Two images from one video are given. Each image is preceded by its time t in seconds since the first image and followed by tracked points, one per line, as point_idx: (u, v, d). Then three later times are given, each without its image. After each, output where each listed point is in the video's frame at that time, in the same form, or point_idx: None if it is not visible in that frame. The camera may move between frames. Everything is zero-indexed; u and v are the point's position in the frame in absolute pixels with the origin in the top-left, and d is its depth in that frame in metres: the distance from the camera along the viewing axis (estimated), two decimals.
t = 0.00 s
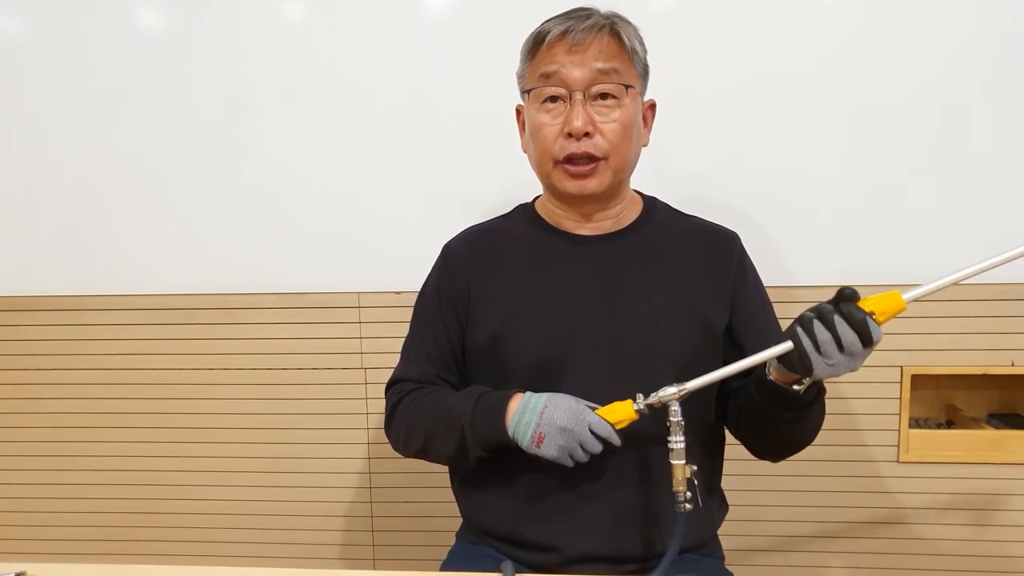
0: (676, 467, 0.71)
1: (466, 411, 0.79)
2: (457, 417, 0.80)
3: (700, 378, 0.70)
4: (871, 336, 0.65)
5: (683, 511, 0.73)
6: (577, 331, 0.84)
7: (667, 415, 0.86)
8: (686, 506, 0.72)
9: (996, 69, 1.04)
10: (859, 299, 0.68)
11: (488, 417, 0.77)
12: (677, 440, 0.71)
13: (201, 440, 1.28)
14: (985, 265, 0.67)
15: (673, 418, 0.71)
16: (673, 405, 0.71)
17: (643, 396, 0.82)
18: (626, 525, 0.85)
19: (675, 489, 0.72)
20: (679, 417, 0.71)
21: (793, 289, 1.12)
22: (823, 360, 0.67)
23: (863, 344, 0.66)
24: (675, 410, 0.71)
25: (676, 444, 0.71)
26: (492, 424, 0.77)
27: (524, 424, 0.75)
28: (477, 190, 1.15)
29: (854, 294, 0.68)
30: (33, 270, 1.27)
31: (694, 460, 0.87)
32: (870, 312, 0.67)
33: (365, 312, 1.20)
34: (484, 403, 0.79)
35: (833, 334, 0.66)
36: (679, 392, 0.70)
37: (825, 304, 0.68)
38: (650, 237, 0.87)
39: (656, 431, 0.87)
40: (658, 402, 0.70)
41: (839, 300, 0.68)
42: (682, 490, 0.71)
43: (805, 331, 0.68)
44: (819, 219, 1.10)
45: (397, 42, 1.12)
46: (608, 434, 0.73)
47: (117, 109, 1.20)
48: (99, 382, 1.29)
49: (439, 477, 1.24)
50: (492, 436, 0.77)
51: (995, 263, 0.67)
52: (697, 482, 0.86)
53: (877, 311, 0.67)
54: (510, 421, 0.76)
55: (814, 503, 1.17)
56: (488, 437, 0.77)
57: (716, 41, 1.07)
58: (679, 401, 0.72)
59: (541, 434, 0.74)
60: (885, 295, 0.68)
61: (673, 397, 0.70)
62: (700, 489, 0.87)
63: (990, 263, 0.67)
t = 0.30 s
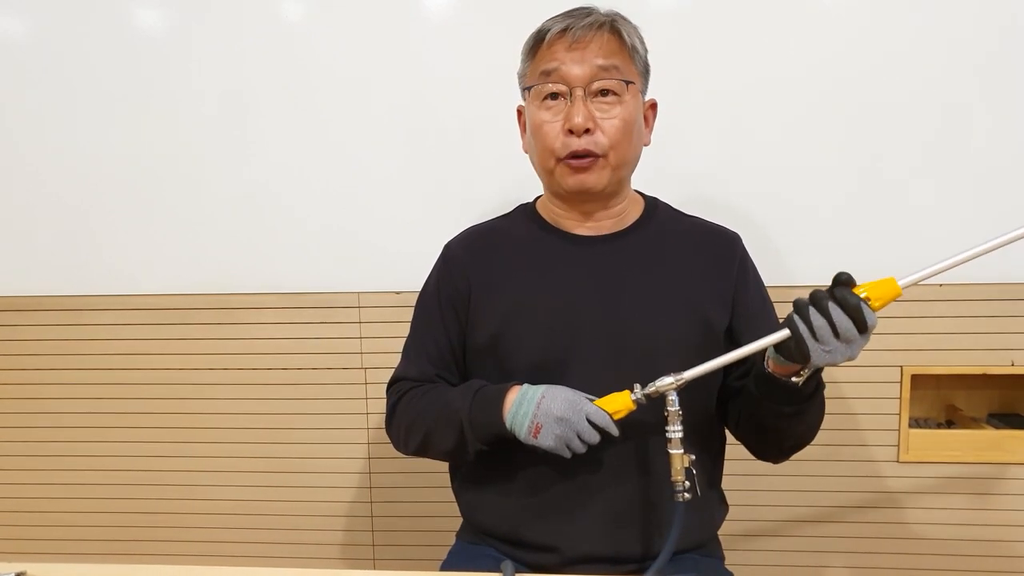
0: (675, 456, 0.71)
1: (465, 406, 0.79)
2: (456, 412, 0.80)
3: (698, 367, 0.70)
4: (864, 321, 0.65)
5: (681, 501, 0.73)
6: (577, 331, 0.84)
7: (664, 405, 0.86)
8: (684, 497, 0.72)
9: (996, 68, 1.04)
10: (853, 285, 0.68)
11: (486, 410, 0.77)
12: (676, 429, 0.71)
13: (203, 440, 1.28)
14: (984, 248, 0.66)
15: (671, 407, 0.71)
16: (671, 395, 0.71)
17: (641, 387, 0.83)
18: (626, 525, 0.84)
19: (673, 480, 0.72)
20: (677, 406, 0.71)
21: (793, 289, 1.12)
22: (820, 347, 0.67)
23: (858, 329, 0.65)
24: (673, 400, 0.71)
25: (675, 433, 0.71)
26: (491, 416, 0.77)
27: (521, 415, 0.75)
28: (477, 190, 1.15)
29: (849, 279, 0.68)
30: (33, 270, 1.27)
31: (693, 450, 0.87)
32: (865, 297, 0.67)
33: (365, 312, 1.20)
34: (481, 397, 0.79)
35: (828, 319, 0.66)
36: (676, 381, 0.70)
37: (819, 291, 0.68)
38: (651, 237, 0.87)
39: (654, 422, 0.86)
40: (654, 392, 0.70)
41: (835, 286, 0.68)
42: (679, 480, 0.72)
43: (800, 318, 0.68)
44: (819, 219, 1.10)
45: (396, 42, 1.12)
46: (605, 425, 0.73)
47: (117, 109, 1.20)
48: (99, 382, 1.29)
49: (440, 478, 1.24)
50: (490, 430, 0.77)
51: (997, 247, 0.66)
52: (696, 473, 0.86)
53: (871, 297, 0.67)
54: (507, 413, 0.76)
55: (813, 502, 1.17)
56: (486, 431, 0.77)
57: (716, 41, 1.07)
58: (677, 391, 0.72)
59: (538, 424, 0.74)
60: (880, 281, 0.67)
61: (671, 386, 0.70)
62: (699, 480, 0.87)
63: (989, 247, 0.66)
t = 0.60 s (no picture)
0: (674, 457, 0.71)
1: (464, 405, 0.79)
2: (456, 411, 0.80)
3: (696, 368, 0.70)
4: (863, 322, 0.65)
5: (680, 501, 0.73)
6: (577, 331, 0.84)
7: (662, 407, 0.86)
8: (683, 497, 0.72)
9: (995, 68, 1.04)
10: (852, 287, 0.68)
11: (485, 409, 0.77)
12: (674, 430, 0.71)
13: (203, 440, 1.28)
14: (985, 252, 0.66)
15: (669, 408, 0.71)
16: (669, 396, 0.71)
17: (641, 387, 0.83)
18: (626, 525, 0.85)
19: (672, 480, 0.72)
20: (676, 407, 0.72)
21: (793, 289, 1.12)
22: (819, 349, 0.67)
23: (857, 330, 0.66)
24: (671, 401, 0.71)
25: (674, 435, 0.71)
26: (489, 415, 0.77)
27: (520, 415, 0.75)
28: (477, 190, 1.15)
29: (849, 281, 0.68)
30: (33, 270, 1.27)
31: (692, 450, 0.87)
32: (864, 300, 0.67)
33: (365, 312, 1.20)
34: (480, 396, 0.79)
35: (827, 320, 0.66)
36: (674, 383, 0.70)
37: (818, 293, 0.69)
38: (651, 237, 0.87)
39: (653, 424, 0.86)
40: (654, 393, 0.70)
41: (834, 288, 0.68)
42: (678, 480, 0.72)
43: (799, 320, 0.67)
44: (819, 218, 1.10)
45: (396, 42, 1.12)
46: (603, 426, 0.73)
47: (117, 109, 1.20)
48: (99, 382, 1.29)
49: (440, 477, 1.24)
50: (490, 429, 0.77)
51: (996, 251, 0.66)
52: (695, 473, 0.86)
53: (870, 300, 0.67)
54: (506, 413, 0.76)
55: (813, 502, 1.17)
56: (485, 430, 0.77)
57: (716, 41, 1.07)
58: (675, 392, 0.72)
59: (536, 424, 0.74)
60: (879, 283, 0.67)
61: (670, 388, 0.70)
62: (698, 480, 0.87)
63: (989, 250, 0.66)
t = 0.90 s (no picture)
0: (677, 484, 0.71)
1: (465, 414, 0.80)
2: (459, 422, 0.80)
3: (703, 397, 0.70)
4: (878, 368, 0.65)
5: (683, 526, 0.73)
6: (578, 331, 0.84)
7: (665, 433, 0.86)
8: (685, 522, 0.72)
9: (996, 68, 1.03)
10: (871, 329, 0.67)
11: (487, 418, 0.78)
12: (678, 457, 0.71)
13: (203, 440, 1.28)
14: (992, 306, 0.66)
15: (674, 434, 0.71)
16: (675, 422, 0.71)
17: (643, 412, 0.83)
18: (627, 528, 0.85)
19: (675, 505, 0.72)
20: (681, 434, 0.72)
21: (794, 288, 1.11)
22: (830, 392, 0.67)
23: (870, 376, 0.65)
24: (676, 427, 0.71)
25: (677, 462, 0.71)
26: (490, 424, 0.77)
27: (524, 435, 0.75)
28: (476, 189, 1.15)
29: (868, 323, 0.67)
30: (34, 270, 1.27)
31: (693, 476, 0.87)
32: (881, 343, 0.66)
33: (365, 312, 1.20)
34: (485, 411, 0.79)
35: (839, 365, 0.66)
36: (681, 411, 0.69)
37: (833, 333, 0.68)
38: (653, 238, 0.87)
39: (655, 447, 0.86)
40: (660, 421, 0.70)
41: (849, 328, 0.68)
42: (682, 507, 0.72)
43: (812, 361, 0.68)
44: (819, 216, 1.10)
45: (396, 41, 1.12)
46: (608, 449, 0.73)
47: (117, 109, 1.20)
48: (100, 382, 1.29)
49: (440, 477, 1.24)
50: (492, 442, 0.77)
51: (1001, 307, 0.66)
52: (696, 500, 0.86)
53: (887, 342, 0.66)
54: (509, 431, 0.76)
55: (813, 503, 1.17)
56: (487, 443, 0.77)
57: (716, 40, 1.07)
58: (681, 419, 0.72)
59: (540, 445, 0.74)
60: (897, 325, 0.66)
61: (676, 415, 0.70)
62: (698, 504, 0.87)
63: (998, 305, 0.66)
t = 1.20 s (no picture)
0: (677, 486, 0.71)
1: (466, 413, 0.80)
2: (459, 423, 0.80)
3: (705, 398, 0.70)
4: (879, 367, 0.65)
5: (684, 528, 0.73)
6: (578, 332, 0.84)
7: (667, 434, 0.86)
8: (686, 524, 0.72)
9: (996, 68, 1.03)
10: (872, 328, 0.67)
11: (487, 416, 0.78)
12: (679, 459, 0.71)
13: (203, 440, 1.28)
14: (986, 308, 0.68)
15: (675, 436, 0.71)
16: (676, 424, 0.71)
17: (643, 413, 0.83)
18: (627, 528, 0.85)
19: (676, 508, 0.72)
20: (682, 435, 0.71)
21: (794, 288, 1.11)
22: (830, 391, 0.67)
23: (871, 374, 0.65)
24: (677, 429, 0.71)
25: (678, 464, 0.71)
26: (491, 424, 0.77)
27: (524, 437, 0.75)
28: (476, 189, 1.15)
29: (868, 322, 0.67)
30: (34, 270, 1.27)
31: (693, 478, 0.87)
32: (882, 341, 0.66)
33: (365, 312, 1.20)
34: (484, 412, 0.79)
35: (840, 363, 0.66)
36: (682, 412, 0.69)
37: (833, 333, 0.68)
38: (653, 238, 0.87)
39: (656, 449, 0.86)
40: (660, 421, 0.70)
41: (850, 328, 0.68)
42: (683, 509, 0.72)
43: (812, 360, 0.67)
44: (819, 216, 1.10)
45: (396, 40, 1.12)
46: (609, 452, 0.73)
47: (117, 109, 1.20)
48: (100, 382, 1.29)
49: (440, 477, 1.24)
50: (491, 444, 0.77)
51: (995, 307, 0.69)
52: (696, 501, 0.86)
53: (888, 342, 0.66)
54: (509, 433, 0.76)
55: (813, 503, 1.17)
56: (486, 445, 0.77)
57: (716, 40, 1.07)
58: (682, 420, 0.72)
59: (540, 447, 0.74)
60: (897, 325, 0.66)
61: (677, 416, 0.70)
62: (699, 506, 0.87)
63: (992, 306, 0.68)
